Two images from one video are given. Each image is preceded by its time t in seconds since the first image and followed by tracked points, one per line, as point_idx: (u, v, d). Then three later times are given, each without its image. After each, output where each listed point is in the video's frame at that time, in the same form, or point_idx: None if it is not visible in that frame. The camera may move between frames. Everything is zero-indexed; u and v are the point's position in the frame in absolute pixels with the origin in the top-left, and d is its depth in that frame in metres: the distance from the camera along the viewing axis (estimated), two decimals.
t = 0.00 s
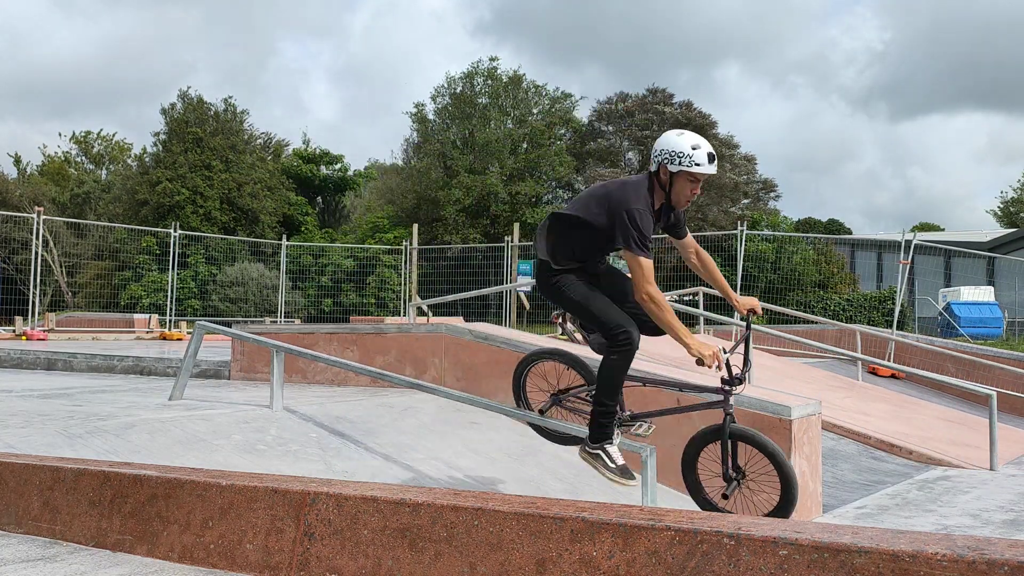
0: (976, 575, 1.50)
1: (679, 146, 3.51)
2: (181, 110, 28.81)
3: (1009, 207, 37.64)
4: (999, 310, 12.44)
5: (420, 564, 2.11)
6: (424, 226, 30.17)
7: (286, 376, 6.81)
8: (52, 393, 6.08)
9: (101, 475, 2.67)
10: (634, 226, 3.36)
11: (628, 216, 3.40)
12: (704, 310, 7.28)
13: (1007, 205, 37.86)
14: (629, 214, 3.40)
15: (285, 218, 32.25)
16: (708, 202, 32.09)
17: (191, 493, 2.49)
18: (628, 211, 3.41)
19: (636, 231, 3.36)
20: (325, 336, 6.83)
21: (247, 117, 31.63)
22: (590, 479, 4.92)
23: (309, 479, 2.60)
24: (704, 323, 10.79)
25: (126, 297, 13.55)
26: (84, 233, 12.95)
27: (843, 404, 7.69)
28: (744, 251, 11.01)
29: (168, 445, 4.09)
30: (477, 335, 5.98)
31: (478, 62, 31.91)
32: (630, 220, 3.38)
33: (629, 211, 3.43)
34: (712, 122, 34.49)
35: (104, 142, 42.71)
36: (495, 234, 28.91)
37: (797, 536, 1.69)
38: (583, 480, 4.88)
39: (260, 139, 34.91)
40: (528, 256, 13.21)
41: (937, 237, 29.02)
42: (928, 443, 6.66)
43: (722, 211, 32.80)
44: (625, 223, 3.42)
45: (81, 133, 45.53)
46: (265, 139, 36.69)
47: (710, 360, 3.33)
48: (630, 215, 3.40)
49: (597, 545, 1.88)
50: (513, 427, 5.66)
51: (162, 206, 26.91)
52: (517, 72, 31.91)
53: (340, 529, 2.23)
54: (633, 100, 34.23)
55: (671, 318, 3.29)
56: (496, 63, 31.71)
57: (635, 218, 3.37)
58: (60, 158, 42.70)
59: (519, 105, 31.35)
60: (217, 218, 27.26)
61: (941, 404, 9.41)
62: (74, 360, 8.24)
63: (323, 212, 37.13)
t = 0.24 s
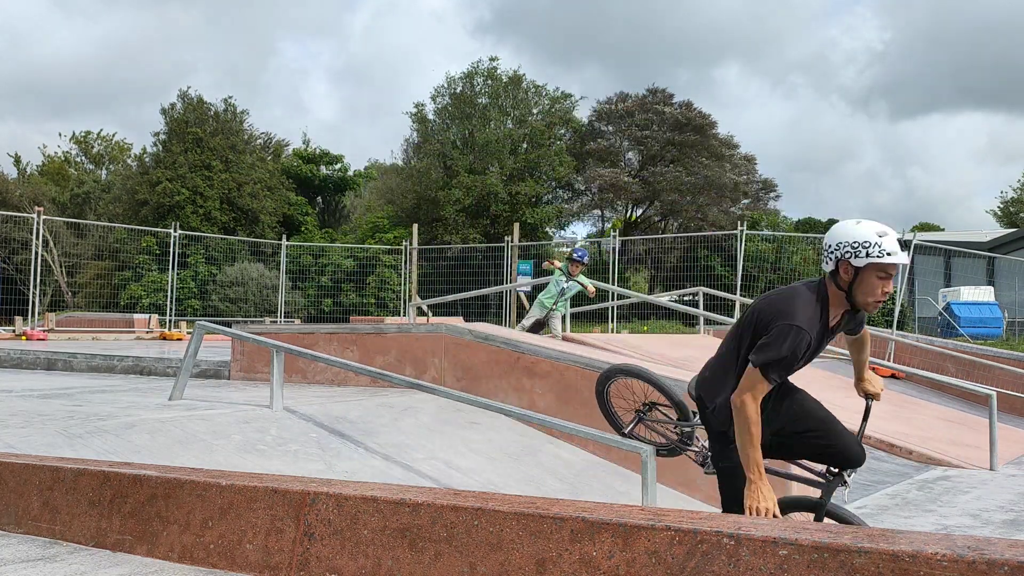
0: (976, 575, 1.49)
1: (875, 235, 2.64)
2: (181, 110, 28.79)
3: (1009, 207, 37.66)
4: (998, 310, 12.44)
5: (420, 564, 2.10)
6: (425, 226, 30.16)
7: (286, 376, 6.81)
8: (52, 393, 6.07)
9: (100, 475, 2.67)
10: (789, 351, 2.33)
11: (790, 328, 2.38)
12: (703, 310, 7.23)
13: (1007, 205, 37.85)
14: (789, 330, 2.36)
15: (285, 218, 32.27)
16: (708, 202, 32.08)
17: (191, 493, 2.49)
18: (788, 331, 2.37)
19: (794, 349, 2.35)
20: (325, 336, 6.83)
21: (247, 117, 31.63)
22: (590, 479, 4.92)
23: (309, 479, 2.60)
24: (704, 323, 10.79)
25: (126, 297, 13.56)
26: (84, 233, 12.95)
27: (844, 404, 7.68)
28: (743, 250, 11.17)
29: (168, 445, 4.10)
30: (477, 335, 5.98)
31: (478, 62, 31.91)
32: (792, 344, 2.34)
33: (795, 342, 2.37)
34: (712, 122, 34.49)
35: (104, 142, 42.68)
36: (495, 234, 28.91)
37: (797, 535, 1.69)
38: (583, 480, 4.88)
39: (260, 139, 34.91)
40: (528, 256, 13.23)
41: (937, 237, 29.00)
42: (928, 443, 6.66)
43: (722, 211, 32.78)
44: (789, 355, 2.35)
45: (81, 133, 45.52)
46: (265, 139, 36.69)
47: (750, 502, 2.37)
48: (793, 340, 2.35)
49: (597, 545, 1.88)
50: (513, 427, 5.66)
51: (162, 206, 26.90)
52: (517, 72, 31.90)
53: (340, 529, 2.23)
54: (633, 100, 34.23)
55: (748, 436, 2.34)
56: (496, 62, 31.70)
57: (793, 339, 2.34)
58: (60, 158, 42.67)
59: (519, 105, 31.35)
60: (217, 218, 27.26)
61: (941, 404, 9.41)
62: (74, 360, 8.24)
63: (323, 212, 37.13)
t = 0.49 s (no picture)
0: (976, 575, 1.49)
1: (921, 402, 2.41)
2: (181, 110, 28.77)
3: (1009, 207, 37.66)
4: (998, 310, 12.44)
5: (420, 564, 2.10)
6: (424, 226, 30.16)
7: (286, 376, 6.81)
8: (52, 393, 6.07)
9: (101, 475, 2.67)
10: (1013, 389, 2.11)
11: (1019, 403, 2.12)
12: (703, 310, 7.25)
13: (1007, 205, 37.84)
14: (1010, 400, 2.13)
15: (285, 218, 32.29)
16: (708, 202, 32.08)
17: (191, 493, 2.49)
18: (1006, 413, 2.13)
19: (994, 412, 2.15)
20: (325, 336, 6.84)
21: (247, 117, 31.64)
22: (590, 479, 4.92)
23: (309, 479, 2.60)
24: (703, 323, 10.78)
25: (126, 297, 13.56)
26: (84, 233, 12.95)
27: (843, 404, 7.68)
28: (744, 250, 11.12)
29: (168, 445, 4.10)
30: (477, 334, 5.99)
31: (478, 62, 31.91)
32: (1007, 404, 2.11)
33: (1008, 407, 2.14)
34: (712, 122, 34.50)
35: (104, 142, 42.68)
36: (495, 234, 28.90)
37: (797, 535, 1.69)
38: (583, 480, 4.88)
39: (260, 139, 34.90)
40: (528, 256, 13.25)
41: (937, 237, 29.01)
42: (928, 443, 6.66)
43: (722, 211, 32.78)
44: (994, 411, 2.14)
45: (82, 134, 45.50)
46: (265, 139, 36.68)
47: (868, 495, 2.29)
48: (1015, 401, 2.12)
49: (597, 545, 1.88)
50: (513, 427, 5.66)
51: (162, 206, 26.90)
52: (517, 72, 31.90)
53: (340, 529, 2.23)
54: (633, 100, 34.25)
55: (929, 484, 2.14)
56: (496, 63, 31.72)
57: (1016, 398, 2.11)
58: (60, 158, 42.63)
59: (519, 105, 31.35)
60: (217, 218, 27.27)
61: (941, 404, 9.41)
62: (74, 360, 8.24)
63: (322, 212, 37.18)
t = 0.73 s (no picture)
0: (976, 575, 1.49)
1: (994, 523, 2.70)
2: (181, 110, 28.74)
3: (1009, 207, 37.64)
4: (998, 310, 12.44)
5: (420, 564, 2.11)
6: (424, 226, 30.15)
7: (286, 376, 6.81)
8: (52, 393, 6.07)
9: (101, 475, 2.67)
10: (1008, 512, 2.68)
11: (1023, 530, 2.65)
12: (704, 310, 7.25)
13: (1007, 205, 37.83)
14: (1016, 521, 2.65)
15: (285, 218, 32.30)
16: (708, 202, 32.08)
17: (191, 493, 2.49)
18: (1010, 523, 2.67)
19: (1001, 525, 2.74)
20: (325, 336, 6.84)
21: (246, 117, 31.62)
22: (589, 479, 4.92)
23: (309, 479, 2.60)
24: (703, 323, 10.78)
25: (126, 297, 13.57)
26: (84, 233, 12.94)
27: (843, 404, 7.68)
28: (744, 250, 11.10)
29: (168, 446, 4.09)
30: (477, 334, 5.99)
31: (478, 61, 31.88)
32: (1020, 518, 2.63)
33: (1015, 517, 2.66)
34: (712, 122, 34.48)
35: (104, 142, 42.66)
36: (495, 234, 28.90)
37: (797, 535, 1.69)
38: (583, 480, 4.88)
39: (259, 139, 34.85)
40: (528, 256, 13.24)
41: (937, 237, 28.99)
42: (928, 443, 6.66)
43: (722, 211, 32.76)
44: None
45: (82, 133, 45.47)
46: (264, 139, 36.67)
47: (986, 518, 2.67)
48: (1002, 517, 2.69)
49: (597, 545, 1.88)
50: (513, 427, 5.66)
51: (162, 206, 26.90)
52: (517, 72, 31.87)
53: (340, 529, 2.23)
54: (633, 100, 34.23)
55: None
56: (496, 63, 31.70)
57: None
58: (60, 158, 42.62)
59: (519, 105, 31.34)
60: (217, 218, 27.27)
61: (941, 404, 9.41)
62: (74, 360, 8.24)
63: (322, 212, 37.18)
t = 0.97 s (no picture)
0: (976, 575, 1.49)
1: None
2: (181, 110, 28.76)
3: (1009, 207, 37.65)
4: (998, 310, 12.43)
5: (420, 564, 2.11)
6: (424, 226, 30.16)
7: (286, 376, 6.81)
8: (51, 393, 6.07)
9: (101, 475, 2.67)
10: None
11: None
12: (704, 310, 7.26)
13: (1007, 205, 37.82)
14: None
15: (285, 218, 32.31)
16: (708, 202, 32.07)
17: (190, 492, 2.49)
18: None
19: None
20: (325, 336, 6.84)
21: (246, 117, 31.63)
22: (589, 479, 4.92)
23: (309, 479, 2.60)
24: (703, 323, 10.78)
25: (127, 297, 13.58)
26: (84, 233, 12.94)
27: (842, 404, 7.69)
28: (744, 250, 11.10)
29: (168, 446, 4.09)
30: (477, 334, 5.99)
31: (478, 61, 31.87)
32: None
33: None
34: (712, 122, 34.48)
35: (104, 142, 42.67)
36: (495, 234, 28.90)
37: (797, 535, 1.69)
38: (583, 480, 4.88)
39: (259, 138, 34.90)
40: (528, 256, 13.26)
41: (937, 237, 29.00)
42: (928, 443, 6.66)
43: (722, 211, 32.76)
44: None
45: (82, 133, 45.46)
46: (264, 139, 36.66)
47: None
48: None
49: (597, 545, 1.88)
50: (513, 427, 5.66)
51: (162, 206, 26.91)
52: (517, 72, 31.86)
53: (340, 529, 2.23)
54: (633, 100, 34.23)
55: None
56: (496, 63, 31.70)
57: None
58: (60, 158, 42.61)
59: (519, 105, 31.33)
60: (217, 218, 27.29)
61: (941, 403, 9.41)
62: (74, 360, 8.24)
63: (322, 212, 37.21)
